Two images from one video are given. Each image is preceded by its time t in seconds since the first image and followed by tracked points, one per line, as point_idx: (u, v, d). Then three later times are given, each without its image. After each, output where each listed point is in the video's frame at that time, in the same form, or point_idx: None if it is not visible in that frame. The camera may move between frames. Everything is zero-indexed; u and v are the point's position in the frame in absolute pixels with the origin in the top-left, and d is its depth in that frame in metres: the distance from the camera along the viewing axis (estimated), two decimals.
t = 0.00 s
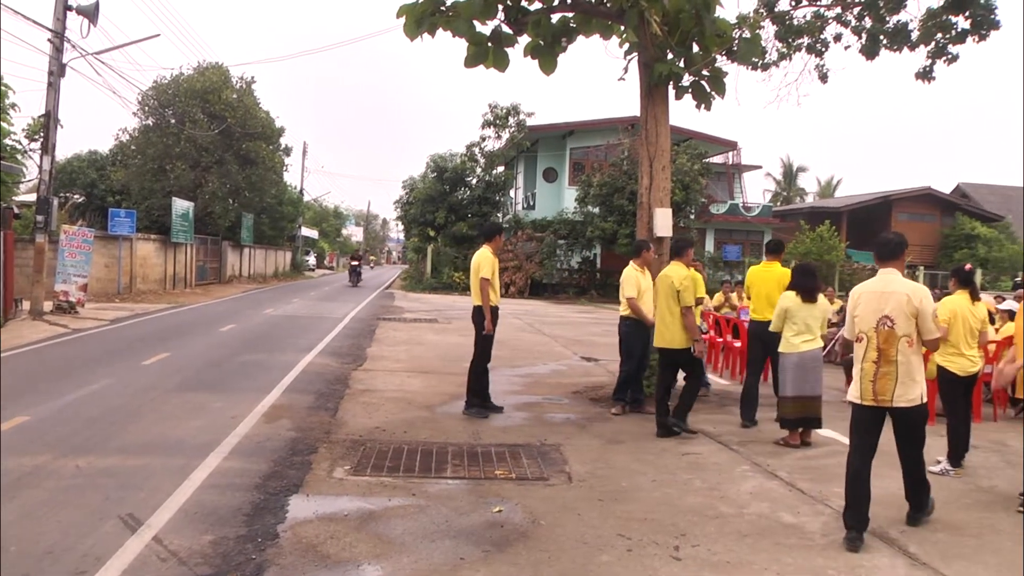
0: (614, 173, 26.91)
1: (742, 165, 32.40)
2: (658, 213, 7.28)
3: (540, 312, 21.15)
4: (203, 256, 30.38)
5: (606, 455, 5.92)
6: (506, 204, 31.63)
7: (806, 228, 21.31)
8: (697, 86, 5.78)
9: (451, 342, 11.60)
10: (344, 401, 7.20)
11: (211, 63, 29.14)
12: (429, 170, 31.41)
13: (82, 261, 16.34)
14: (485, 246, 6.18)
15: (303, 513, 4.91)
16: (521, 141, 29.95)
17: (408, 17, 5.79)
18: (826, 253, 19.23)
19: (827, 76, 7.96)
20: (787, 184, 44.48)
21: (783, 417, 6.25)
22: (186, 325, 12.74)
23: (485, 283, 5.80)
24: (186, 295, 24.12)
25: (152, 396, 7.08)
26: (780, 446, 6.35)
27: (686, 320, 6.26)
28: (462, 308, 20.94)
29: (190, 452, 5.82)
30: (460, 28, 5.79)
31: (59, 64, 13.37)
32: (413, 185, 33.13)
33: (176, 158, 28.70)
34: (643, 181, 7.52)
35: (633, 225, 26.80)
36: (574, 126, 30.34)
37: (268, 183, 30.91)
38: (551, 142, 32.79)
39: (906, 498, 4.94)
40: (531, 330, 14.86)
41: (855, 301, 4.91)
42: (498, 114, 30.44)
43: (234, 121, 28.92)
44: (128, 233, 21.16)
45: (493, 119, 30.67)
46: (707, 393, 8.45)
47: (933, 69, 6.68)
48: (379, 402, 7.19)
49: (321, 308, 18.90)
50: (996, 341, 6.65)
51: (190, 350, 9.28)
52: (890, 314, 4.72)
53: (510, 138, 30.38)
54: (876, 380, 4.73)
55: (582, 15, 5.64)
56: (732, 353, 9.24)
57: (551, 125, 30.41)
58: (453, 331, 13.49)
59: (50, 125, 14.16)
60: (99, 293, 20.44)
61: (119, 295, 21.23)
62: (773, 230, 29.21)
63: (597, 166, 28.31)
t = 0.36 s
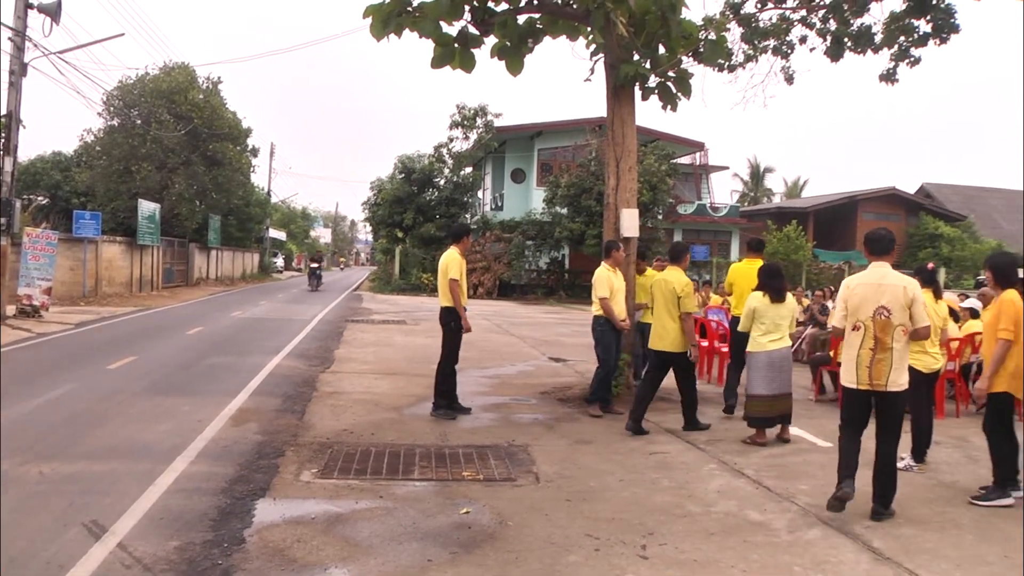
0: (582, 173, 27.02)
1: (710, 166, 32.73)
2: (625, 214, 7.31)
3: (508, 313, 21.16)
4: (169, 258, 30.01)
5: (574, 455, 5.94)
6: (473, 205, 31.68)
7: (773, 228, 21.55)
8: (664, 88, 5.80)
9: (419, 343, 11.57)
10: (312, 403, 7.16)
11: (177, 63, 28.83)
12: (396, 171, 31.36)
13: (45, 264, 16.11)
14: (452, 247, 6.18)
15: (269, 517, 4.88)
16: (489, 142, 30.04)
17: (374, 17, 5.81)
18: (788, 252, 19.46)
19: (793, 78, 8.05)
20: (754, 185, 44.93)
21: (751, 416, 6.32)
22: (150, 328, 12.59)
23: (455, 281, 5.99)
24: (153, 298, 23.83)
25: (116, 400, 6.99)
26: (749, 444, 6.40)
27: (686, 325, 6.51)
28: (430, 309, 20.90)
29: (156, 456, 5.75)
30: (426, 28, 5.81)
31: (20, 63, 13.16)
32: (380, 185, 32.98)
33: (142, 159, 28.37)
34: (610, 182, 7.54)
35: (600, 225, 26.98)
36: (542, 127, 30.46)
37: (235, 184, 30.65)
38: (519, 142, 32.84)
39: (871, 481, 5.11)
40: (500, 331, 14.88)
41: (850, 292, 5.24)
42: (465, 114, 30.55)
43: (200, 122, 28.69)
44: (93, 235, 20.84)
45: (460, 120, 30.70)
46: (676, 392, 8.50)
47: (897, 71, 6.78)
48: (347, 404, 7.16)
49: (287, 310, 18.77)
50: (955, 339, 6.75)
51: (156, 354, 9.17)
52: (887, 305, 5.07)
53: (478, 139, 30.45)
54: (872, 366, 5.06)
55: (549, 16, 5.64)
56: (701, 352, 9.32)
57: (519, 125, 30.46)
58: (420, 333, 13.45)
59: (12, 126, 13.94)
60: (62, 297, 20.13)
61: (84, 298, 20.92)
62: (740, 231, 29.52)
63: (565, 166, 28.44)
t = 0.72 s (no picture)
0: (547, 175, 27.35)
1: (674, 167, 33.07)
2: (588, 215, 7.35)
3: (474, 314, 21.17)
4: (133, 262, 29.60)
5: (539, 455, 5.96)
6: (438, 206, 31.71)
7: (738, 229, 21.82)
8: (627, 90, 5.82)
9: (383, 345, 11.52)
10: (276, 407, 7.11)
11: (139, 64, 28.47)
12: (361, 173, 31.19)
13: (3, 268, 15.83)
14: (415, 249, 6.17)
15: (232, 522, 4.83)
16: (453, 143, 30.09)
17: (337, 18, 5.82)
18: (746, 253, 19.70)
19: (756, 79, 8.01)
20: (718, 186, 45.37)
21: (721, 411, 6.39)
22: (108, 333, 12.40)
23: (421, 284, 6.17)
24: (117, 302, 23.51)
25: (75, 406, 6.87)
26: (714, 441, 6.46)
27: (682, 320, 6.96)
28: (395, 312, 20.82)
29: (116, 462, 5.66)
30: (389, 29, 5.82)
31: None
32: (346, 187, 32.82)
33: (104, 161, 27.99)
34: (573, 184, 7.57)
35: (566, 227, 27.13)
36: (505, 128, 30.56)
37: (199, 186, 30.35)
38: (484, 144, 32.85)
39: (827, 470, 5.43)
40: (465, 332, 14.90)
41: (815, 295, 5.28)
42: (431, 115, 30.52)
43: (163, 123, 28.41)
44: (53, 238, 20.49)
45: (424, 121, 30.64)
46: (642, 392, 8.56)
47: (858, 74, 6.88)
48: (311, 407, 7.12)
49: (249, 313, 18.62)
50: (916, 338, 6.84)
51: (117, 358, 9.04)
52: (852, 305, 5.17)
53: (442, 140, 30.47)
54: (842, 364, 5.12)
55: (512, 18, 5.64)
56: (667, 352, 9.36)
57: (482, 126, 30.46)
58: (386, 335, 13.41)
59: None
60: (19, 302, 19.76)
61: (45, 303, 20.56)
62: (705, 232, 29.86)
63: (529, 167, 28.54)
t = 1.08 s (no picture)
0: (508, 175, 27.47)
1: (636, 168, 33.34)
2: (549, 216, 7.38)
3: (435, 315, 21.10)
4: (91, 263, 29.06)
5: (498, 456, 5.97)
6: (399, 207, 31.66)
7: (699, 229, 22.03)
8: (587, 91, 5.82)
9: (344, 347, 11.45)
10: (236, 409, 7.04)
11: (97, 62, 28.01)
12: (321, 173, 31.03)
13: None
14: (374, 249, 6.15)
15: (190, 527, 4.77)
16: (414, 145, 30.08)
17: (296, 18, 5.86)
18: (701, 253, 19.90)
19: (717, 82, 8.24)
20: (680, 186, 45.75)
21: (683, 408, 6.45)
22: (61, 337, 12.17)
23: (379, 284, 6.18)
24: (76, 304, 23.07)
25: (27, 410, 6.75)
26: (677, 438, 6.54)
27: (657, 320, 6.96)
28: (355, 313, 20.67)
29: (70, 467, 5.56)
30: (349, 29, 5.84)
31: None
32: (307, 188, 32.59)
33: (60, 160, 27.47)
34: (533, 184, 7.58)
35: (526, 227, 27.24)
36: (468, 129, 30.66)
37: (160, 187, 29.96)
38: (445, 144, 32.82)
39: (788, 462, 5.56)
40: (427, 333, 14.87)
41: (763, 292, 5.70)
42: (392, 115, 30.42)
43: (122, 121, 28.05)
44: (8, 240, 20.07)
45: (385, 121, 30.57)
46: (604, 391, 8.61)
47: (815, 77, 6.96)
48: (271, 409, 7.07)
49: (206, 316, 18.40)
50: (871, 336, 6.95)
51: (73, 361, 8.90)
52: (798, 299, 5.59)
53: (403, 141, 30.42)
54: (789, 353, 5.51)
55: (472, 18, 5.61)
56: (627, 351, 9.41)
57: (442, 126, 30.45)
58: (347, 337, 13.33)
59: None
60: None
61: None
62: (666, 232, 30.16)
63: (491, 168, 28.61)
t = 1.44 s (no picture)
0: (467, 177, 27.22)
1: (596, 171, 33.60)
2: (507, 217, 7.45)
3: (394, 317, 21.01)
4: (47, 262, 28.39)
5: (457, 458, 5.99)
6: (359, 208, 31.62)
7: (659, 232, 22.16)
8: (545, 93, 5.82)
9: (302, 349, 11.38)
10: (192, 412, 6.97)
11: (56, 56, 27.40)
12: (281, 173, 30.90)
13: None
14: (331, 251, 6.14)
15: (144, 532, 4.68)
16: (374, 145, 29.96)
17: (254, 17, 5.82)
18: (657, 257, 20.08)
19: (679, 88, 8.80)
20: (640, 188, 46.09)
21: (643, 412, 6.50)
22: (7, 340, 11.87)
23: (337, 285, 6.16)
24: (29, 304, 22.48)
25: None
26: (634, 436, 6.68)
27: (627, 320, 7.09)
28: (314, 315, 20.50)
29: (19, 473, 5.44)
30: (308, 29, 5.82)
31: None
32: (266, 189, 32.30)
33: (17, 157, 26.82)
34: (492, 186, 7.62)
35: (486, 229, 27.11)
36: (427, 129, 30.53)
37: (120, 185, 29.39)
38: (404, 145, 32.71)
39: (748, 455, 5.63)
40: (386, 335, 14.84)
41: (723, 293, 5.78)
42: (351, 117, 30.30)
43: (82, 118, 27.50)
44: None
45: (345, 121, 30.42)
46: (564, 393, 8.66)
47: (773, 81, 7.05)
48: (228, 412, 7.02)
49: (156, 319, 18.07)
50: (827, 336, 7.07)
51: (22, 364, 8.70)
52: (756, 301, 5.69)
53: (363, 142, 30.28)
54: (746, 353, 5.62)
55: (432, 19, 5.63)
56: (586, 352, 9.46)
57: (403, 128, 30.38)
58: (305, 338, 13.25)
59: None
60: None
61: None
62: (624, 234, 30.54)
63: (450, 169, 28.51)
